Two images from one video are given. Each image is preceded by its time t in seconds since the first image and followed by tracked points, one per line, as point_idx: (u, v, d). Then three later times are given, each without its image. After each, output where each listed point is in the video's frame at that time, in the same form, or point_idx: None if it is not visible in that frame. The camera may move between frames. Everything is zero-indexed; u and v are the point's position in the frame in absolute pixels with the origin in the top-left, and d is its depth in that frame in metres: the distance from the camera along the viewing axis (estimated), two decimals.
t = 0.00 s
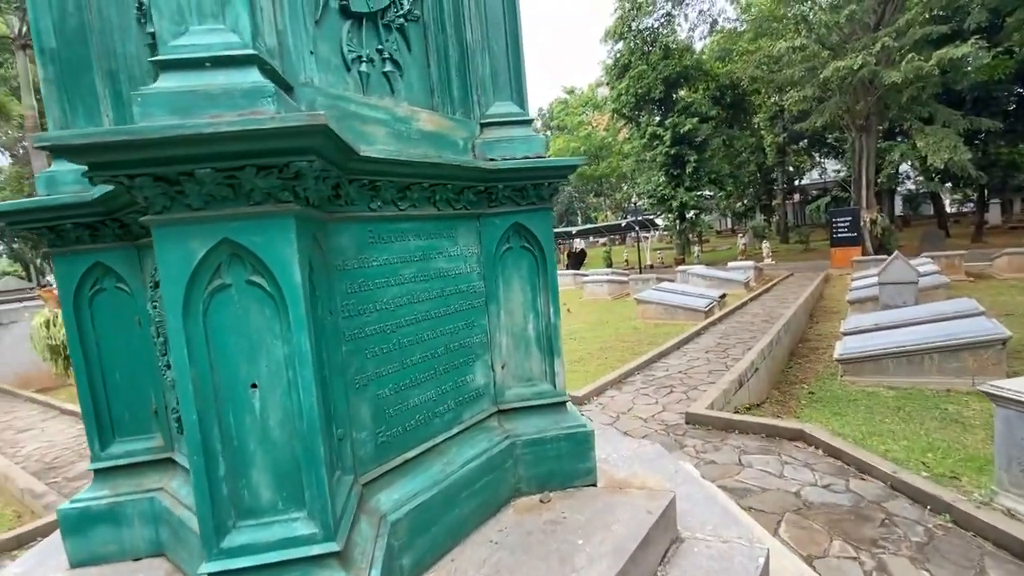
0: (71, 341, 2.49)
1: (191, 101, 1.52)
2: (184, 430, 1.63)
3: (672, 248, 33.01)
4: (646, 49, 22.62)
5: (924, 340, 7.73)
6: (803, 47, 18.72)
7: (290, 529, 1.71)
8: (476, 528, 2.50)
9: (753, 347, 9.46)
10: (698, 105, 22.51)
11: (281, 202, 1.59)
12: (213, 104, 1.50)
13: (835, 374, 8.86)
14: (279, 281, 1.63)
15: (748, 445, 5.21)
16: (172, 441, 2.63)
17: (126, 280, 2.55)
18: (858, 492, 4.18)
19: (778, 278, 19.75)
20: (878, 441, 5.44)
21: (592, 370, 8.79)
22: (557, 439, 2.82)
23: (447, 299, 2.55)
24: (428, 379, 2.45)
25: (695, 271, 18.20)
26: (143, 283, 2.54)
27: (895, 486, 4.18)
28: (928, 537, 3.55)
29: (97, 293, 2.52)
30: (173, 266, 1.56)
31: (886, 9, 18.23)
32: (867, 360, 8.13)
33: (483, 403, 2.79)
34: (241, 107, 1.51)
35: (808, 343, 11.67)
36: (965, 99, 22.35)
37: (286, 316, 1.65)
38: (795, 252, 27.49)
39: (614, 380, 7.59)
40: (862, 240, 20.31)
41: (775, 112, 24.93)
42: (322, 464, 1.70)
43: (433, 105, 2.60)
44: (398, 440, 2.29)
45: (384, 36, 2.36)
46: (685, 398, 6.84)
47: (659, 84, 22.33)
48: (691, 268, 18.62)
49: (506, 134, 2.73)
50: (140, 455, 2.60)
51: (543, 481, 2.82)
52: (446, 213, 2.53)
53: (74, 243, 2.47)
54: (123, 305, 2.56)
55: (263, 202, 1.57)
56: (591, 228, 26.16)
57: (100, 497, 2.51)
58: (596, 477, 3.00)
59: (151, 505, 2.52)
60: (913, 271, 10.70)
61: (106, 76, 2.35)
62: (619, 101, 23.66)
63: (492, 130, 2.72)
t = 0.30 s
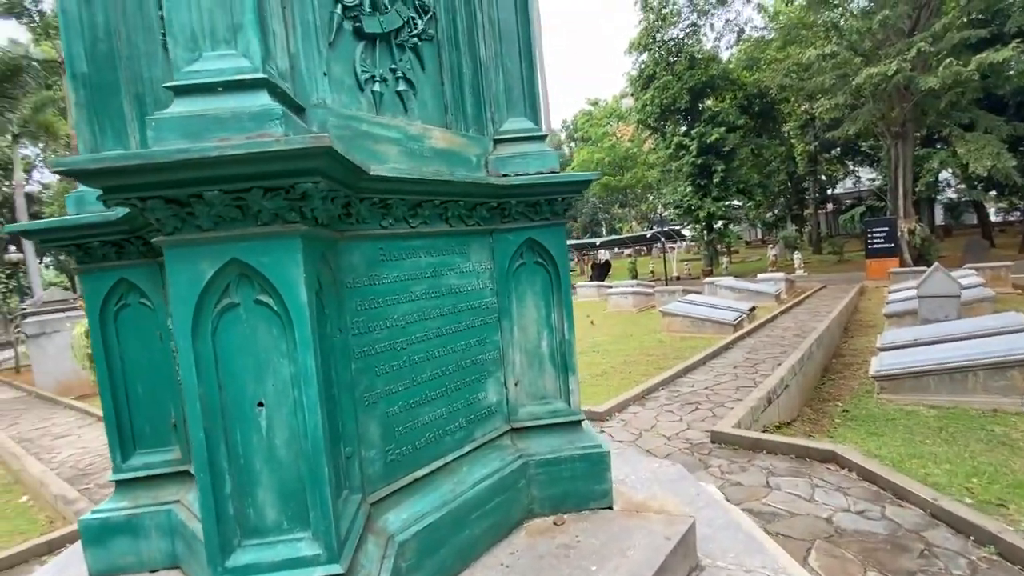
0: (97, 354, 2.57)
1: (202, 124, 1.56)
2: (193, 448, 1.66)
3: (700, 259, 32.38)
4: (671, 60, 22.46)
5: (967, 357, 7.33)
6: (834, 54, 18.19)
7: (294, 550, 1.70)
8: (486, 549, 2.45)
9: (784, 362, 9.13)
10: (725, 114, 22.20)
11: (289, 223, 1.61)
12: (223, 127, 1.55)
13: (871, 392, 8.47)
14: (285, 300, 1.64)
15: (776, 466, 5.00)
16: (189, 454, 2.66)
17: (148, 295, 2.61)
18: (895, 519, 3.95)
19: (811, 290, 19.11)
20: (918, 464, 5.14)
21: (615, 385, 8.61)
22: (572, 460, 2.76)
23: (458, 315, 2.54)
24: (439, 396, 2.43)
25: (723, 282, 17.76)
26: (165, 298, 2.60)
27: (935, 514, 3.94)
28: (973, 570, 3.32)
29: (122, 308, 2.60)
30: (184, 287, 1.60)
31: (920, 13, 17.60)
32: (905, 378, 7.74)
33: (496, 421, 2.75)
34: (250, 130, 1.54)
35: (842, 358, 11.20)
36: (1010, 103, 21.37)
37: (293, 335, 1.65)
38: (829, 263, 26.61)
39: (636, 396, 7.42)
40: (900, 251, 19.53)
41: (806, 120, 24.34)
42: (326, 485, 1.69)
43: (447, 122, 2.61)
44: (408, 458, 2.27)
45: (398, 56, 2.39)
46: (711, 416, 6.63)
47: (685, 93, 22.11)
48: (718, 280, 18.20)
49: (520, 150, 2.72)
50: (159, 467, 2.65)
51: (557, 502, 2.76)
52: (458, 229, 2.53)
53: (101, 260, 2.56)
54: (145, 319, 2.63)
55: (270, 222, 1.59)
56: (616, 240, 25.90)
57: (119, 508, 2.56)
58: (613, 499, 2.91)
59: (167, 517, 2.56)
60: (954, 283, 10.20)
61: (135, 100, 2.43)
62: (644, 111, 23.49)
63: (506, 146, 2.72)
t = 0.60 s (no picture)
0: (124, 368, 2.68)
1: (222, 155, 1.66)
2: (208, 464, 1.72)
3: (722, 271, 31.86)
4: (690, 71, 22.33)
5: (1002, 373, 7.03)
6: (858, 63, 17.67)
7: (303, 567, 1.74)
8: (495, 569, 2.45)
9: (809, 377, 8.89)
10: (747, 125, 21.96)
11: (302, 248, 1.67)
12: (240, 158, 1.64)
13: (901, 409, 8.17)
14: (299, 323, 1.69)
15: (798, 486, 4.87)
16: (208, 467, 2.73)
17: (173, 312, 2.71)
18: (922, 544, 3.81)
19: (838, 303, 18.61)
20: (949, 486, 4.94)
21: (635, 399, 8.49)
22: (583, 480, 2.75)
23: (470, 333, 2.57)
24: (450, 413, 2.45)
25: (746, 295, 17.42)
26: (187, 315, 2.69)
27: (964, 539, 3.78)
28: None
29: (148, 324, 2.71)
30: (202, 309, 1.68)
31: (947, 20, 17.12)
32: (937, 395, 7.45)
33: (507, 439, 2.76)
34: (265, 160, 1.62)
35: (871, 374, 10.84)
36: None
37: (304, 356, 1.70)
38: (857, 274, 25.87)
39: (655, 411, 7.32)
40: (932, 262, 18.91)
41: (831, 129, 23.91)
42: (335, 504, 1.73)
43: (458, 144, 2.68)
44: (418, 476, 2.29)
45: (411, 82, 2.46)
46: (731, 433, 6.50)
47: (705, 104, 21.96)
48: (742, 293, 17.86)
49: (531, 169, 2.77)
50: (179, 480, 2.72)
51: (568, 522, 2.75)
52: (469, 249, 2.58)
53: (128, 279, 2.68)
54: (171, 336, 2.73)
55: (285, 248, 1.66)
56: (636, 251, 25.69)
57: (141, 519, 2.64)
58: (625, 520, 2.88)
59: (185, 529, 2.63)
60: (988, 296, 9.82)
61: (162, 127, 2.55)
62: (664, 123, 23.40)
63: (517, 167, 2.78)
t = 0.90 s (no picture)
0: (146, 383, 2.78)
1: (242, 183, 1.76)
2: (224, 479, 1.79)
3: (740, 284, 31.44)
4: (706, 84, 22.32)
5: None
6: (876, 74, 17.37)
7: None
8: None
9: (829, 394, 8.70)
10: (764, 137, 21.85)
11: (315, 271, 1.74)
12: (259, 186, 1.73)
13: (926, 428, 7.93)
14: (312, 343, 1.76)
15: (817, 507, 4.75)
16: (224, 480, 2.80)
17: (194, 329, 2.81)
18: (946, 569, 3.69)
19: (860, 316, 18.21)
20: (975, 508, 4.79)
21: (651, 415, 8.39)
22: (592, 499, 2.75)
23: (478, 351, 2.61)
24: (459, 430, 2.49)
25: (765, 308, 17.12)
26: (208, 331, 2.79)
27: (989, 564, 3.67)
28: None
29: (170, 341, 2.81)
30: (221, 329, 1.76)
31: (967, 31, 16.92)
32: (963, 413, 7.23)
33: (516, 456, 2.78)
34: (281, 188, 1.72)
35: (895, 390, 10.55)
36: None
37: (317, 375, 1.77)
38: (881, 288, 25.29)
39: (670, 427, 7.23)
40: (958, 275, 18.42)
41: (851, 140, 23.59)
42: (343, 520, 1.77)
43: (468, 166, 2.75)
44: (427, 492, 2.32)
45: (423, 108, 2.55)
46: (748, 451, 6.38)
47: (721, 117, 21.90)
48: (760, 306, 17.58)
49: (539, 190, 2.84)
50: (197, 492, 2.80)
51: (577, 541, 2.74)
52: (479, 268, 2.63)
53: (152, 297, 2.79)
54: (191, 352, 2.82)
55: (299, 271, 1.73)
56: (653, 264, 25.52)
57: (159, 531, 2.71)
58: (635, 540, 2.86)
59: (201, 542, 2.69)
60: (1016, 310, 9.53)
61: (188, 152, 2.67)
62: (679, 136, 23.37)
63: (525, 188, 2.84)
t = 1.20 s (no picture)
0: (162, 397, 2.85)
1: (257, 206, 1.83)
2: (235, 494, 1.83)
3: (755, 299, 31.09)
4: (717, 99, 22.36)
5: None
6: (890, 88, 17.21)
7: None
8: None
9: (847, 411, 8.52)
10: (776, 151, 21.74)
11: (327, 289, 1.79)
12: (273, 209, 1.80)
13: (948, 447, 7.72)
14: (323, 362, 1.80)
15: (834, 528, 4.65)
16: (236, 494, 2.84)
17: (209, 344, 2.88)
18: None
19: (879, 332, 17.84)
20: (999, 532, 4.64)
21: (664, 432, 8.28)
22: (601, 517, 2.73)
23: (487, 370, 2.64)
24: (467, 447, 2.50)
25: (780, 323, 16.90)
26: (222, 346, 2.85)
27: None
28: None
29: (187, 356, 2.89)
30: (236, 346, 1.83)
31: (982, 43, 16.81)
32: (986, 432, 7.03)
33: (524, 473, 2.78)
34: (294, 210, 1.78)
35: (916, 408, 10.29)
36: None
37: (327, 392, 1.80)
38: (899, 302, 24.81)
39: (683, 445, 7.13)
40: (979, 289, 18.02)
41: (865, 153, 23.43)
42: (350, 537, 1.79)
43: (476, 186, 2.81)
44: (435, 510, 2.33)
45: (433, 129, 2.62)
46: (763, 469, 6.27)
47: (733, 132, 21.89)
48: (775, 321, 17.34)
49: (547, 209, 2.89)
50: (208, 506, 2.83)
51: (585, 560, 2.72)
52: (487, 285, 2.67)
53: (170, 313, 2.87)
54: (206, 367, 2.88)
55: (311, 290, 1.78)
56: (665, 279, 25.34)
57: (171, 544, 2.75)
58: (644, 559, 2.83)
59: (213, 556, 2.72)
60: None
61: (208, 173, 2.77)
62: (691, 150, 23.39)
63: (534, 206, 2.90)
